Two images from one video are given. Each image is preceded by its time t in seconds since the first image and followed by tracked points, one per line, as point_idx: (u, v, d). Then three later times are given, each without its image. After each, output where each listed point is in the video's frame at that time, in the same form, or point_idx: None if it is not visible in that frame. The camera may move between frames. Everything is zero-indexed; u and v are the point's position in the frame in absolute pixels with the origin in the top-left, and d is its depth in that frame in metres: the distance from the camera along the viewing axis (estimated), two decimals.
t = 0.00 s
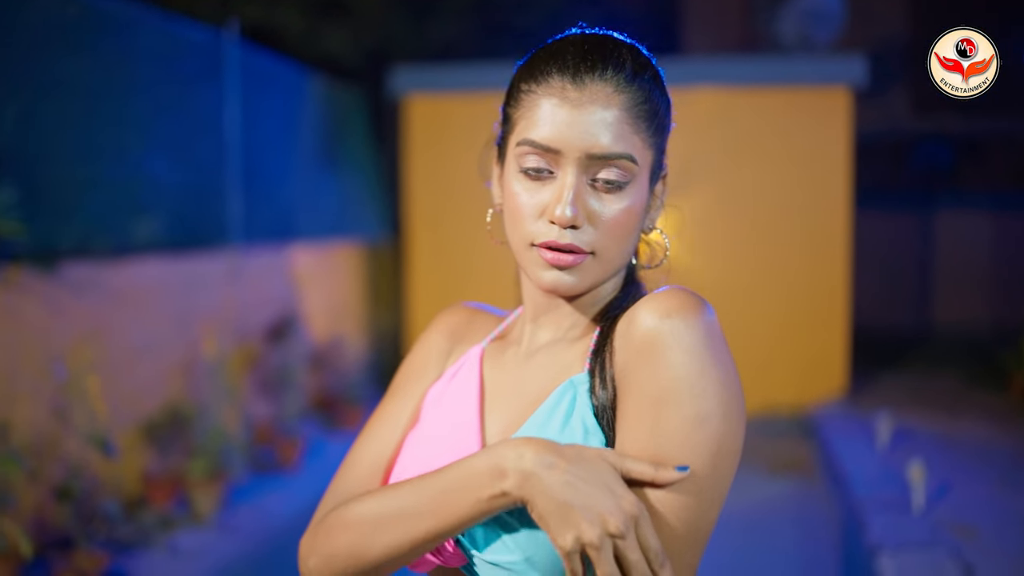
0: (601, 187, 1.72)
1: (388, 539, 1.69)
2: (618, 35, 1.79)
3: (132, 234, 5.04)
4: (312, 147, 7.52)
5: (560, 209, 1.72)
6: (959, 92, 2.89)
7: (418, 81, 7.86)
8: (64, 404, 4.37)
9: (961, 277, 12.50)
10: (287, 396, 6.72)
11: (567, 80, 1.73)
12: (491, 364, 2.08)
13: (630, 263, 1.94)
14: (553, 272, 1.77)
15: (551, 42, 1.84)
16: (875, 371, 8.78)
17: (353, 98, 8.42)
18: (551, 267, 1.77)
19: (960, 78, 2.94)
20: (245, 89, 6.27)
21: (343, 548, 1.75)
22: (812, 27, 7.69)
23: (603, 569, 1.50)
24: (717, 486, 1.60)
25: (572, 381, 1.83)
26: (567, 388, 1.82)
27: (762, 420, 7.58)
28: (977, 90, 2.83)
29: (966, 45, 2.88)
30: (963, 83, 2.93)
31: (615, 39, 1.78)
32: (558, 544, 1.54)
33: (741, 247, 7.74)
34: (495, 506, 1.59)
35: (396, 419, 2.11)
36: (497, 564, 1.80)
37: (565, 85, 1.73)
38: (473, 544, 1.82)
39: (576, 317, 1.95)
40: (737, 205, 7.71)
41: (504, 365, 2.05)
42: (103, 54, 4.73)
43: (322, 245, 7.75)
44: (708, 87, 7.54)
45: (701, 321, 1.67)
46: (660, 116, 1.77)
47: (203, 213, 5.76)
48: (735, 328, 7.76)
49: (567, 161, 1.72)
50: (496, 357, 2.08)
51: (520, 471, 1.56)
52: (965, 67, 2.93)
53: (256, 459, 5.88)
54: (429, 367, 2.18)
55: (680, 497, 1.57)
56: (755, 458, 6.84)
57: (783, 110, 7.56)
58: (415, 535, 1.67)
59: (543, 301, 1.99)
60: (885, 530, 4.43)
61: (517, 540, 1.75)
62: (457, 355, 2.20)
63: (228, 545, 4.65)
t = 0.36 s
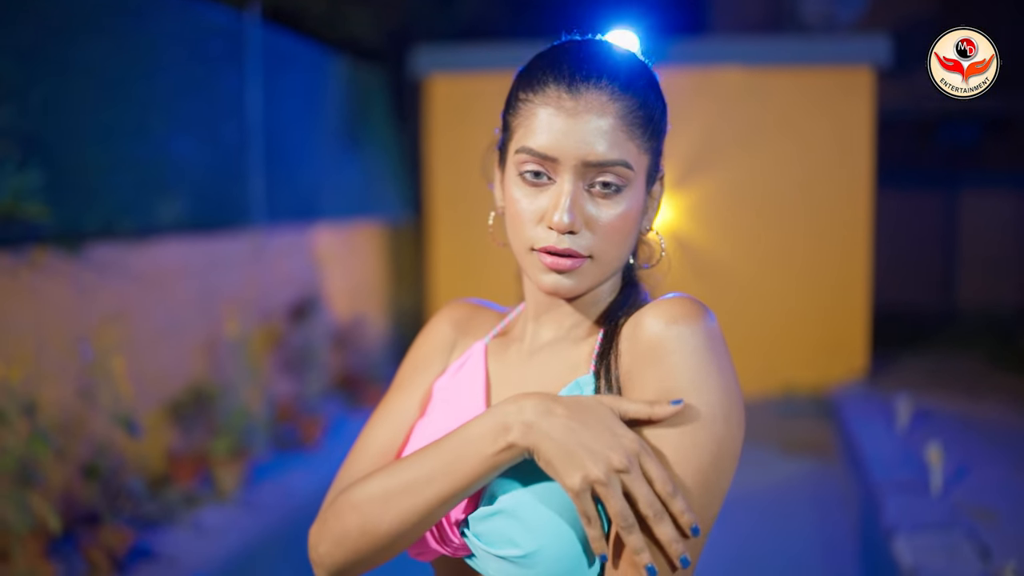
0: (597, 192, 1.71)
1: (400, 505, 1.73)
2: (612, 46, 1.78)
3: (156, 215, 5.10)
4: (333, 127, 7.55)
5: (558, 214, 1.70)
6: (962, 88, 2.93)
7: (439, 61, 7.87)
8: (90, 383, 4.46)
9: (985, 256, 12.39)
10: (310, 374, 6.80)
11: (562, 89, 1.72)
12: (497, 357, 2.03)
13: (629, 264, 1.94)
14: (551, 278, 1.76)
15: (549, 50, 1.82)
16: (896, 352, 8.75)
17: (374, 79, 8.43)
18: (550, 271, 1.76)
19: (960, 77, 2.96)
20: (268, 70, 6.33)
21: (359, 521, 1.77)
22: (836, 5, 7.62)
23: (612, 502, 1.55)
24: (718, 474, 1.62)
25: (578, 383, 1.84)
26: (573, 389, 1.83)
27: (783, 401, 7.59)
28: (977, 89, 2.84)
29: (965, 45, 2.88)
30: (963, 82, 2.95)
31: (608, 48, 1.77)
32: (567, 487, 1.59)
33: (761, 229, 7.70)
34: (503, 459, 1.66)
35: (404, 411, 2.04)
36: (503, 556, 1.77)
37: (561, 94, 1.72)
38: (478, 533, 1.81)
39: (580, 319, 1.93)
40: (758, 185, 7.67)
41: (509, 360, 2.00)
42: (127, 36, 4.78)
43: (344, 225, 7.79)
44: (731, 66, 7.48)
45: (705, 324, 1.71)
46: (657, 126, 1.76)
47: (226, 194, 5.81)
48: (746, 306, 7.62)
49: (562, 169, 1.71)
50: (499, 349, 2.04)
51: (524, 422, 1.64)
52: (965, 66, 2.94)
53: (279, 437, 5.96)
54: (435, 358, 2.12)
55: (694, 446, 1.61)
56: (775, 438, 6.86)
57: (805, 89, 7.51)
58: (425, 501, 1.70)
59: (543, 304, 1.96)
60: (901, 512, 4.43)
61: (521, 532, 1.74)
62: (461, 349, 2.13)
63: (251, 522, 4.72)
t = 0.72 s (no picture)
0: (593, 206, 1.52)
1: (406, 490, 1.62)
2: (607, 55, 1.57)
3: (174, 202, 5.15)
4: (350, 113, 7.57)
5: (553, 229, 1.52)
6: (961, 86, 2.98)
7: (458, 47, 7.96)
8: (110, 369, 4.53)
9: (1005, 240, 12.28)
10: (326, 359, 6.85)
11: (556, 106, 1.52)
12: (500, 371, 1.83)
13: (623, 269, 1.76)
14: (549, 289, 1.56)
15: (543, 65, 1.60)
16: (913, 338, 8.70)
17: (390, 64, 8.44)
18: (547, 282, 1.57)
19: (960, 78, 2.50)
20: (284, 57, 6.35)
21: (365, 512, 1.66)
22: None
23: (629, 449, 1.47)
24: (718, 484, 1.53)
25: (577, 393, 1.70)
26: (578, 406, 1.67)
27: (799, 387, 7.58)
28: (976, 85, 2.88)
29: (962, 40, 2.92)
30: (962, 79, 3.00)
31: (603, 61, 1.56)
32: (579, 444, 1.51)
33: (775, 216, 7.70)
34: (512, 431, 1.57)
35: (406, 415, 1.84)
36: (505, 557, 1.68)
37: (554, 112, 1.52)
38: (482, 531, 1.71)
39: (577, 330, 1.76)
40: (772, 172, 7.67)
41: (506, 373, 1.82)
42: (144, 22, 4.81)
43: (361, 210, 7.82)
44: (747, 53, 7.44)
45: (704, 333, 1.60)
46: (655, 138, 1.57)
47: (243, 181, 5.86)
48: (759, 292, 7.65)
49: (556, 182, 1.52)
50: (500, 357, 1.84)
51: (528, 392, 1.56)
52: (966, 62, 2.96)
53: (295, 421, 6.01)
54: (435, 360, 1.90)
55: (697, 396, 1.54)
56: (790, 424, 6.86)
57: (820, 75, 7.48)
58: (433, 484, 1.60)
59: (537, 316, 1.78)
60: (912, 500, 4.43)
61: (525, 531, 1.63)
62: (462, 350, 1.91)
63: (267, 506, 4.77)
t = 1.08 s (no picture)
0: (587, 220, 1.54)
1: (414, 487, 1.64)
2: (598, 74, 1.61)
3: (186, 194, 5.19)
4: (363, 105, 7.60)
5: (549, 243, 1.54)
6: (961, 90, 3.04)
7: (466, 38, 7.90)
8: (124, 361, 4.60)
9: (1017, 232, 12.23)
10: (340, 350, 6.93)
11: (549, 123, 1.55)
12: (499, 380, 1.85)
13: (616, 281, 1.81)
14: (546, 300, 1.57)
15: (536, 82, 1.65)
16: (924, 330, 8.70)
17: (401, 56, 8.47)
18: (545, 295, 1.58)
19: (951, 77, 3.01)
20: (296, 50, 6.38)
21: (372, 511, 1.68)
22: None
23: (640, 421, 1.54)
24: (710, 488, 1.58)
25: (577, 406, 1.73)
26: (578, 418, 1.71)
27: (809, 380, 7.61)
28: (977, 89, 2.94)
29: (966, 45, 2.97)
30: (963, 83, 3.07)
31: (594, 77, 1.60)
32: (590, 425, 1.56)
33: (783, 210, 7.70)
34: (520, 425, 1.61)
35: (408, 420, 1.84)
36: (508, 560, 1.70)
37: (548, 129, 1.55)
38: (485, 535, 1.74)
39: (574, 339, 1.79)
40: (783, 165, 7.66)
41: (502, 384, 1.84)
42: (155, 16, 4.84)
43: (372, 202, 7.87)
44: (757, 45, 7.45)
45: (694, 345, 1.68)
46: (646, 153, 1.60)
47: (256, 173, 5.89)
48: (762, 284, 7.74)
49: (551, 198, 1.55)
50: (497, 365, 1.87)
51: (533, 385, 1.61)
52: (966, 66, 3.05)
53: (307, 412, 6.07)
54: (432, 367, 1.90)
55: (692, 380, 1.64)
56: (799, 416, 6.88)
57: (831, 68, 7.45)
58: (439, 485, 1.63)
59: (534, 328, 1.81)
60: (918, 493, 4.44)
61: (529, 533, 1.67)
62: (458, 357, 1.93)
63: (278, 495, 4.81)
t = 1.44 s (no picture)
0: (580, 230, 1.57)
1: (425, 475, 1.64)
2: (586, 87, 1.64)
3: (197, 193, 5.24)
4: (371, 104, 7.64)
5: (544, 253, 1.56)
6: (961, 89, 3.07)
7: (475, 37, 7.93)
8: (133, 359, 4.65)
9: None
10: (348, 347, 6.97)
11: (540, 137, 1.58)
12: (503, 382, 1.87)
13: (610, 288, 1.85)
14: (543, 309, 1.60)
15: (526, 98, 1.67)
16: (932, 329, 8.70)
17: (409, 55, 8.50)
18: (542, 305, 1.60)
19: (960, 77, 3.09)
20: (305, 50, 6.42)
21: (384, 503, 1.67)
22: None
23: (640, 398, 1.56)
24: (705, 487, 1.61)
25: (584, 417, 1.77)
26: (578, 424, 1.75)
27: (815, 378, 7.62)
28: (978, 89, 2.98)
29: (967, 44, 3.00)
30: (963, 82, 3.09)
31: (582, 91, 1.63)
32: (591, 404, 1.60)
33: (787, 207, 7.72)
34: (524, 409, 1.63)
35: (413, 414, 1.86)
36: (514, 562, 1.74)
37: (539, 143, 1.57)
38: (490, 536, 1.76)
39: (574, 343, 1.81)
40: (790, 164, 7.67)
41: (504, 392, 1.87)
42: (165, 16, 4.88)
43: (380, 200, 7.90)
44: (764, 44, 7.46)
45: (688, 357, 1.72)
46: (635, 163, 1.63)
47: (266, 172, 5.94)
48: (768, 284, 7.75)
49: (544, 210, 1.57)
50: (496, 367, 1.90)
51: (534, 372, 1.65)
52: (966, 66, 3.07)
53: (315, 409, 6.11)
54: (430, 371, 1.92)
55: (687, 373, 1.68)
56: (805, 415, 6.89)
57: (838, 67, 7.45)
58: (451, 472, 1.63)
59: (534, 335, 1.83)
60: (922, 492, 4.44)
61: (537, 533, 1.70)
62: (453, 363, 1.95)
63: (286, 491, 4.85)
